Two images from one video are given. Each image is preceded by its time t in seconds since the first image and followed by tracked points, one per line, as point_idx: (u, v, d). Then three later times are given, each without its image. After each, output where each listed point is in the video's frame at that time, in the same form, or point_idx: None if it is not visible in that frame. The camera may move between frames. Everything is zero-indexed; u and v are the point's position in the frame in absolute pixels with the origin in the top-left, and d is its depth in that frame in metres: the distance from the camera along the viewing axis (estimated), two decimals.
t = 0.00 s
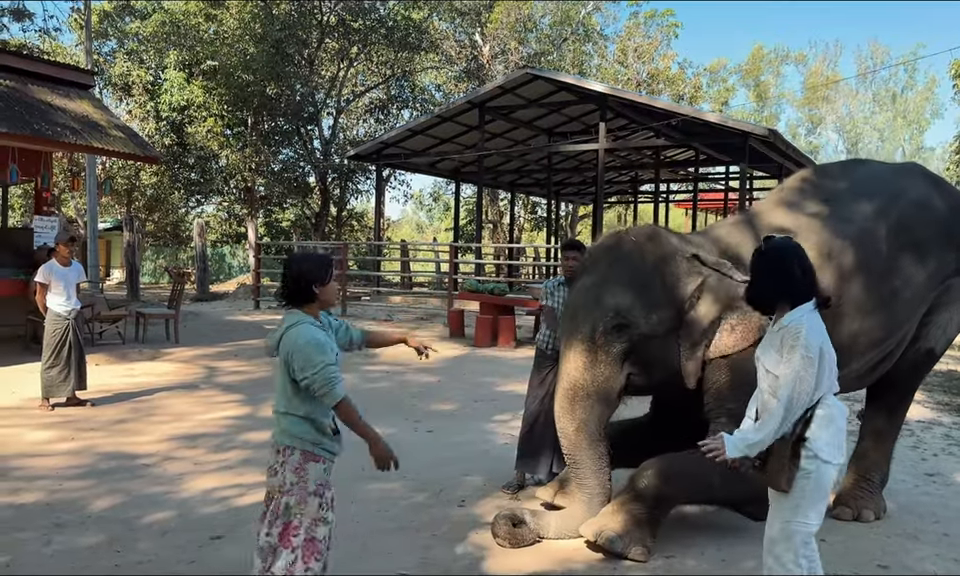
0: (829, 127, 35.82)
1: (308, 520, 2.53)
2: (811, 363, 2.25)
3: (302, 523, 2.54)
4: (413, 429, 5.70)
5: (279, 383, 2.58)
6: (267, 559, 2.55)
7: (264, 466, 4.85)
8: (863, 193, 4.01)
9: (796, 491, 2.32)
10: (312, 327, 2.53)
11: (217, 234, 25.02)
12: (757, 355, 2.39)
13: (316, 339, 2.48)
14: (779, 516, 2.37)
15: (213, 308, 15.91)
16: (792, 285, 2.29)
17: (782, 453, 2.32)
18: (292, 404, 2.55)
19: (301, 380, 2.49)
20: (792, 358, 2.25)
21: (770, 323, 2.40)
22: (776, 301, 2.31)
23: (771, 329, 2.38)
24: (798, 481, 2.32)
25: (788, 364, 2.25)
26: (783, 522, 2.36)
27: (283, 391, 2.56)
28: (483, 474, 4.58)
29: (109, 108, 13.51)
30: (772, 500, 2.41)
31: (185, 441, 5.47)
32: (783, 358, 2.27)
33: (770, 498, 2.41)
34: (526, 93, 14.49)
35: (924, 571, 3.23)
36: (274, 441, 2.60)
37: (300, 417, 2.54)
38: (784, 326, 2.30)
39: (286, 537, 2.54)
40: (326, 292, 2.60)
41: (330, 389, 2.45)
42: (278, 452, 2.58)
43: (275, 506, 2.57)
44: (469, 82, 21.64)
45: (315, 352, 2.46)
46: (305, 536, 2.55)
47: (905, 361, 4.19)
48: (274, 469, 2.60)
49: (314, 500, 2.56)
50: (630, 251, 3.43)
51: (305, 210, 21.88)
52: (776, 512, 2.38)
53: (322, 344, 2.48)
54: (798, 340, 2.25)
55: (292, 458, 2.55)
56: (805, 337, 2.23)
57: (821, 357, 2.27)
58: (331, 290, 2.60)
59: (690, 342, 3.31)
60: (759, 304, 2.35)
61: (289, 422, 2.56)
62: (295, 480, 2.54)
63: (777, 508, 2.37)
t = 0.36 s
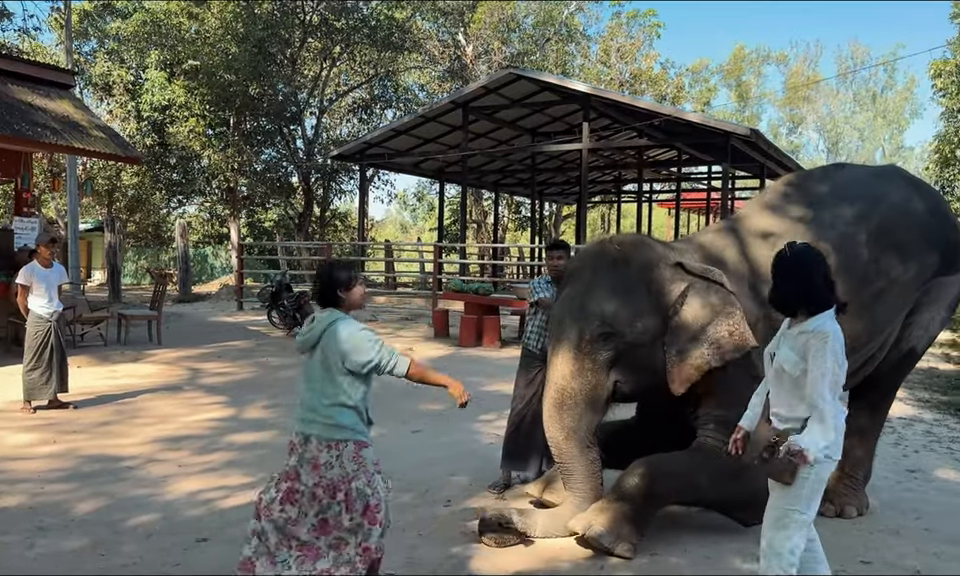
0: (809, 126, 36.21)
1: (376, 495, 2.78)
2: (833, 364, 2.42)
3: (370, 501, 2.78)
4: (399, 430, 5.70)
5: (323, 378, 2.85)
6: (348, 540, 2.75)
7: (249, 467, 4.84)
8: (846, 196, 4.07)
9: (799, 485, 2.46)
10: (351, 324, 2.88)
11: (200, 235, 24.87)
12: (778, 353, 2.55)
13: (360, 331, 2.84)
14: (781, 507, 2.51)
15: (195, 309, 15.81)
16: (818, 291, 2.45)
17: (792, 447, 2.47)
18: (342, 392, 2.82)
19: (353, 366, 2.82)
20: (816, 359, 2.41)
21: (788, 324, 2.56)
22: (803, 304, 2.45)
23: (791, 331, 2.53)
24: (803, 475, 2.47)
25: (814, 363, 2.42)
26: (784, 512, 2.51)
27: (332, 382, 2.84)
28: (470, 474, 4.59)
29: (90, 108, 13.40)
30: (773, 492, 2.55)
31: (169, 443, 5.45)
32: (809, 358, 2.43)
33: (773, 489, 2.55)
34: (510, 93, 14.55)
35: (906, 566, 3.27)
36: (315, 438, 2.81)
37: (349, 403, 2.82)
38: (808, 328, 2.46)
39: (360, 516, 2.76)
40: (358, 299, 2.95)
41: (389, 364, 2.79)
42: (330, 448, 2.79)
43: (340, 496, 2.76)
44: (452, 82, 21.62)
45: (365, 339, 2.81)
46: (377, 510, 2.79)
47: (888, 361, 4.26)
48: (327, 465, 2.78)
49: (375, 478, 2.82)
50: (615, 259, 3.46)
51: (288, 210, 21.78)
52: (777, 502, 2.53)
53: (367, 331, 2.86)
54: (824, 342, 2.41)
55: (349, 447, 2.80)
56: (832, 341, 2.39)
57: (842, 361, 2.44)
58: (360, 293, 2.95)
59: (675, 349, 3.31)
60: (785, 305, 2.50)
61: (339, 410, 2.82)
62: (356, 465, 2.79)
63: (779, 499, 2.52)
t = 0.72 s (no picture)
0: (773, 124, 36.78)
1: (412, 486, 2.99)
2: (836, 354, 2.61)
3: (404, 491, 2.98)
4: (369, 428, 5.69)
5: (377, 369, 3.00)
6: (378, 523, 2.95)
7: (217, 467, 4.79)
8: (808, 195, 4.17)
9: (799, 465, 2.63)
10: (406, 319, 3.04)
11: (164, 231, 24.46)
12: (782, 343, 2.70)
13: (416, 325, 3.01)
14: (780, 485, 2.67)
15: (160, 307, 15.56)
16: (818, 284, 2.64)
17: (795, 428, 2.62)
18: (394, 382, 2.99)
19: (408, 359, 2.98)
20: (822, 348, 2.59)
21: (788, 316, 2.72)
22: (810, 297, 2.62)
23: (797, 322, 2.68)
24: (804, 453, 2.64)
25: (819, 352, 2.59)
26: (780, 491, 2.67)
27: (384, 371, 2.99)
28: (440, 471, 4.60)
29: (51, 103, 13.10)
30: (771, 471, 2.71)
31: (134, 443, 5.36)
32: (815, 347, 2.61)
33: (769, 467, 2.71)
34: (478, 90, 14.56)
35: (868, 557, 3.36)
36: (366, 423, 2.99)
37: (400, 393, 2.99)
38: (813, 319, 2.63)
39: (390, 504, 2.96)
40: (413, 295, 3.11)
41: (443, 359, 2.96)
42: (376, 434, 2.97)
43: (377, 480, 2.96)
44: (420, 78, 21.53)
45: (421, 335, 2.98)
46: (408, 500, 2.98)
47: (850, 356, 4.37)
48: (373, 450, 2.97)
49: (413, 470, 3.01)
50: (587, 260, 3.50)
51: (255, 207, 21.52)
52: (780, 482, 2.67)
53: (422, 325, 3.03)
54: (830, 333, 2.59)
55: (391, 437, 2.96)
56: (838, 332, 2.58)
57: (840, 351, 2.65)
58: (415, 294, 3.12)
59: (643, 350, 3.36)
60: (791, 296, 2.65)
61: (391, 398, 2.98)
62: (398, 454, 2.97)
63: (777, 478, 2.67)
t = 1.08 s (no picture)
0: (727, 122, 37.41)
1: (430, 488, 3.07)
2: (807, 340, 2.78)
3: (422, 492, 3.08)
4: (324, 425, 5.63)
5: (403, 368, 3.13)
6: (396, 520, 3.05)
7: (169, 466, 4.69)
8: (761, 193, 4.24)
9: (795, 451, 2.78)
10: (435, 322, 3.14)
11: (114, 226, 23.81)
12: (755, 340, 2.85)
13: (444, 328, 3.11)
14: (781, 473, 2.81)
15: (109, 303, 15.15)
16: (782, 280, 2.80)
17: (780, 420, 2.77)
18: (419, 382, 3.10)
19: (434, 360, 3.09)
20: (794, 339, 2.75)
21: (757, 311, 2.88)
22: (774, 292, 2.79)
23: (765, 316, 2.84)
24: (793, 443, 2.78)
25: (793, 342, 2.75)
26: (781, 477, 2.82)
27: (410, 369, 3.11)
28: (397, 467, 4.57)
29: None
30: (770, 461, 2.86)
31: (82, 442, 5.22)
32: (789, 338, 2.76)
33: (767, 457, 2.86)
34: (436, 84, 14.52)
35: (817, 546, 3.44)
36: (389, 419, 3.14)
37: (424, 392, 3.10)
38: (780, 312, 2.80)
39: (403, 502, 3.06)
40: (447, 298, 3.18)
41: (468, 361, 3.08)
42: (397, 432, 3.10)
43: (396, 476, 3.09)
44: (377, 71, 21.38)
45: (446, 338, 3.08)
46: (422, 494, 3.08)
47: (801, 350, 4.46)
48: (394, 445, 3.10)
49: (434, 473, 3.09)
50: (545, 257, 3.52)
51: (208, 200, 21.13)
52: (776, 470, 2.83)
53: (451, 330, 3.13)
54: (798, 322, 2.76)
55: (409, 434, 3.08)
56: (807, 321, 2.74)
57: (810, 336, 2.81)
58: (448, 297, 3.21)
59: (601, 347, 3.38)
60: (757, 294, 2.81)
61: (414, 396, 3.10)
62: (418, 456, 3.06)
63: (778, 468, 2.81)
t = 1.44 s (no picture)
0: (680, 117, 37.86)
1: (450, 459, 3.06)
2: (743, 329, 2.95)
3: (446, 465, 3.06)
4: (276, 419, 5.51)
5: (413, 366, 3.10)
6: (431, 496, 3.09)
7: (114, 463, 4.53)
8: (712, 189, 4.26)
9: (731, 430, 2.95)
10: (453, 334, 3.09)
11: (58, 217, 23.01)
12: (694, 328, 3.00)
13: (456, 346, 3.06)
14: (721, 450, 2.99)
15: (53, 297, 14.63)
16: (719, 272, 2.96)
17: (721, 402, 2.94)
18: (419, 385, 3.08)
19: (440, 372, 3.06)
20: (732, 325, 2.91)
21: (695, 301, 3.04)
22: (711, 283, 2.93)
23: (705, 306, 3.00)
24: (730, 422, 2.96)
25: (731, 329, 2.91)
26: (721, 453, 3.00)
27: (415, 370, 3.09)
28: (350, 461, 4.49)
29: None
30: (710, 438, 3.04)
31: (23, 439, 5.01)
32: (727, 325, 2.92)
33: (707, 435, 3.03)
34: (391, 74, 14.36)
35: (765, 535, 3.48)
36: (386, 413, 3.10)
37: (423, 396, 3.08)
38: (718, 301, 2.95)
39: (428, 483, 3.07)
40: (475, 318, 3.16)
41: (470, 385, 3.04)
42: (392, 426, 3.07)
43: (410, 462, 3.06)
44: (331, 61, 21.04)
45: (458, 355, 3.05)
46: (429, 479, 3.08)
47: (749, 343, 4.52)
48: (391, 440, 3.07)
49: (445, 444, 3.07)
50: (503, 251, 3.47)
51: (157, 190, 20.57)
52: (714, 448, 2.99)
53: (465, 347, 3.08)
54: (734, 311, 2.92)
55: (410, 425, 3.06)
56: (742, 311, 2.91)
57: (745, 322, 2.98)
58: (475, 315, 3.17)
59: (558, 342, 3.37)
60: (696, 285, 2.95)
61: (412, 400, 3.08)
62: (421, 440, 3.04)
63: (717, 447, 2.98)
